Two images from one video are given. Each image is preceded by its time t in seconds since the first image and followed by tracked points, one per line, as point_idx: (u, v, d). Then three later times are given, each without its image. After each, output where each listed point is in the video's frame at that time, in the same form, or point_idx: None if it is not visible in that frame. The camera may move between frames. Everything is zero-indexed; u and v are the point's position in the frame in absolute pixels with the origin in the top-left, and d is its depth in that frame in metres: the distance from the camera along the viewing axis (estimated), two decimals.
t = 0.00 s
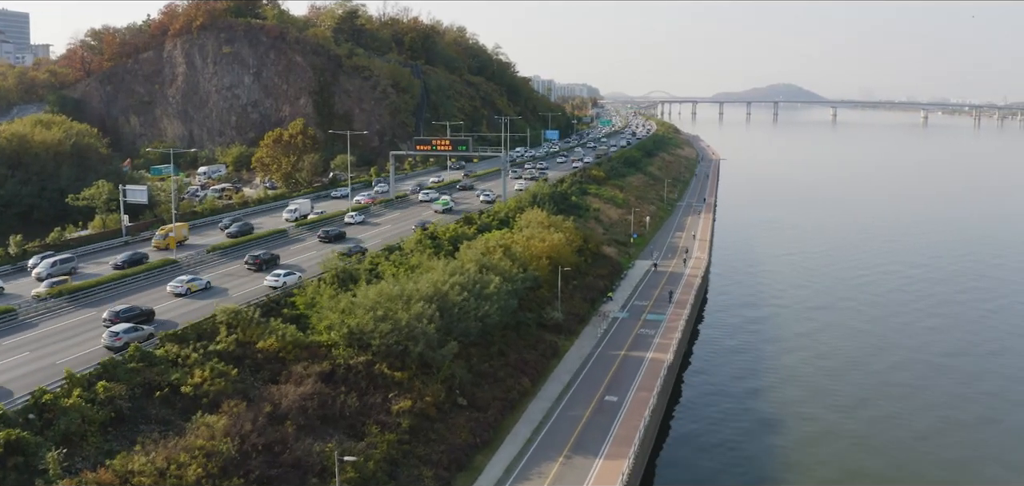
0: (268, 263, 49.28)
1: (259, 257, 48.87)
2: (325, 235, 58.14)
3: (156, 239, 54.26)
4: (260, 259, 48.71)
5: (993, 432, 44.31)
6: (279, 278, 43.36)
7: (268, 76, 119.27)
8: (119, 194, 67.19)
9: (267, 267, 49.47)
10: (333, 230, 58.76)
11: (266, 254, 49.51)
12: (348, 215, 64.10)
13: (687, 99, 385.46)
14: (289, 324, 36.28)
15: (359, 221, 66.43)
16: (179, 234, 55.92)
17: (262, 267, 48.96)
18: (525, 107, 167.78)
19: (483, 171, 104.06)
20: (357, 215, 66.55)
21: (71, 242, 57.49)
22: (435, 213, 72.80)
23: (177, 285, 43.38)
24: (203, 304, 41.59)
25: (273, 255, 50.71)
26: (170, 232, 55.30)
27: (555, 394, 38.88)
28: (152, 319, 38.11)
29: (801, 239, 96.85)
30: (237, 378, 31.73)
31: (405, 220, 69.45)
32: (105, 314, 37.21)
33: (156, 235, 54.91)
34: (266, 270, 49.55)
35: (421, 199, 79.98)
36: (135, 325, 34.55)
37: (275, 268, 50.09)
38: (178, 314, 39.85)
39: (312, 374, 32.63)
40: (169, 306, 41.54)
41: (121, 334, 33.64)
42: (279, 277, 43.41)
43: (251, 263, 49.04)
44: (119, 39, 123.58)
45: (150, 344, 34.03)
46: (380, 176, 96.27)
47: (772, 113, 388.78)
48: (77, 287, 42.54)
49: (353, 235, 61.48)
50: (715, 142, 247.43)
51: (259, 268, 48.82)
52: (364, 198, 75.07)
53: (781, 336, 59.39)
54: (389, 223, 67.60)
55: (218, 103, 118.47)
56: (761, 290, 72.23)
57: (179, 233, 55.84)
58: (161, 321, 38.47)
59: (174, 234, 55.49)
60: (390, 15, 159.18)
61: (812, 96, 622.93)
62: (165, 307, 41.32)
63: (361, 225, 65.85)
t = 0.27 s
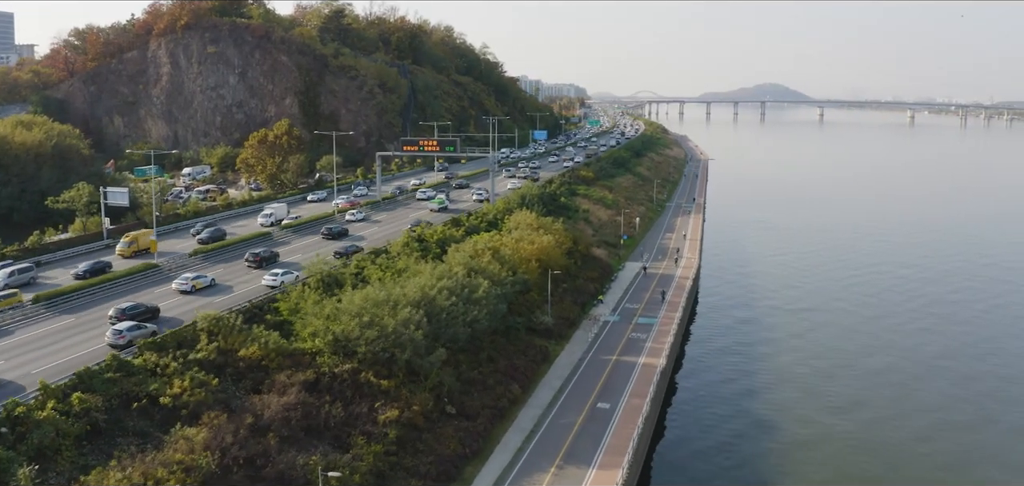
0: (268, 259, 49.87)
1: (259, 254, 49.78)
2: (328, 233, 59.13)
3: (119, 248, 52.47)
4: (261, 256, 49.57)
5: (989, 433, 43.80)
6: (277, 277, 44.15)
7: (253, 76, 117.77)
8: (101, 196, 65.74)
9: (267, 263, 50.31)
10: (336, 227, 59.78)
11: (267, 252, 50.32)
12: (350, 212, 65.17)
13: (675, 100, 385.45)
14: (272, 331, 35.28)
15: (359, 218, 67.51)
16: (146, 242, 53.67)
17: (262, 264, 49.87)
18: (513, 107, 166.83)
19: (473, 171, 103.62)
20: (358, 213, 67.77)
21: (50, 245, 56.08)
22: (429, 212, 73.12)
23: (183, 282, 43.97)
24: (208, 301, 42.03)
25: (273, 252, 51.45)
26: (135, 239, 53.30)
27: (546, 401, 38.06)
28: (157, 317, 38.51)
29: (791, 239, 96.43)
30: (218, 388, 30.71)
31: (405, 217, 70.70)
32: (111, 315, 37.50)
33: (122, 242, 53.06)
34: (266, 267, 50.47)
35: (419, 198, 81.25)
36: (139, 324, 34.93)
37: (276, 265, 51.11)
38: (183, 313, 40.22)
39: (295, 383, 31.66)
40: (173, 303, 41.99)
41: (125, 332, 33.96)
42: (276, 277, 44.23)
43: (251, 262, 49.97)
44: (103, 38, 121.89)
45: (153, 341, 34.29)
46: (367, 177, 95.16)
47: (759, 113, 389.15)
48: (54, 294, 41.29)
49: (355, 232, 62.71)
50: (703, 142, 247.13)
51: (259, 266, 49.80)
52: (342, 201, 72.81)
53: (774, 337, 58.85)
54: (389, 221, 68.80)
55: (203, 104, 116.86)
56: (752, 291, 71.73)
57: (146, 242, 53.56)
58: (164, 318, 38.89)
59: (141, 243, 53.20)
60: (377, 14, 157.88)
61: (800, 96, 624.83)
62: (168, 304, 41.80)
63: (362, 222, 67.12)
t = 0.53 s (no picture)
0: (268, 258, 51.03)
1: (259, 252, 50.77)
2: (330, 230, 60.98)
3: (82, 255, 50.31)
4: (261, 254, 50.68)
5: (984, 434, 43.47)
6: (275, 276, 44.82)
7: (239, 76, 116.37)
8: (82, 198, 64.38)
9: (268, 261, 51.26)
10: (339, 225, 61.63)
11: (268, 250, 51.36)
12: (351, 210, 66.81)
13: (664, 100, 385.18)
14: (256, 338, 34.29)
15: (359, 217, 69.39)
16: (109, 250, 51.79)
17: (263, 262, 50.91)
18: (501, 107, 165.92)
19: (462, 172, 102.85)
20: (359, 211, 69.59)
21: (31, 248, 54.81)
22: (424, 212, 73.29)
23: (188, 279, 44.77)
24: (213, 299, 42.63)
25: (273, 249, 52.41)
26: (97, 247, 51.06)
27: (537, 408, 37.27)
28: (162, 315, 39.08)
29: (781, 239, 96.02)
30: (199, 398, 29.72)
31: (404, 215, 72.03)
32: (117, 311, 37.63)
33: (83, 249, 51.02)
34: (267, 264, 51.53)
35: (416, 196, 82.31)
36: (142, 321, 34.87)
37: (277, 262, 52.24)
38: (190, 309, 40.82)
39: (279, 393, 30.72)
40: (180, 299, 42.65)
41: (129, 329, 33.99)
42: (275, 276, 44.80)
43: (252, 259, 50.91)
44: (87, 38, 120.20)
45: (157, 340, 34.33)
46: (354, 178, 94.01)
47: (747, 113, 389.49)
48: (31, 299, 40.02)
49: (357, 229, 64.37)
50: (691, 142, 246.80)
51: (260, 264, 50.82)
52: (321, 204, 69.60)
53: (766, 337, 58.47)
54: (389, 218, 70.33)
55: (188, 104, 115.31)
56: (743, 291, 71.34)
57: (109, 250, 51.67)
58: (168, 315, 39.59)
59: (104, 251, 51.28)
60: (364, 14, 156.56)
61: (786, 96, 627.22)
62: (173, 301, 42.51)
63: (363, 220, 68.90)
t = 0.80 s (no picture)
0: (269, 256, 51.54)
1: (260, 249, 51.30)
2: (333, 226, 61.78)
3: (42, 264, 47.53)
4: (263, 251, 51.19)
5: (981, 434, 43.08)
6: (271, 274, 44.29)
7: (225, 75, 115.05)
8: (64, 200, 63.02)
9: (269, 259, 51.78)
10: (342, 221, 62.48)
11: (268, 247, 51.85)
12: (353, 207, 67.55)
13: (652, 101, 385.17)
14: (238, 345, 33.35)
15: (359, 214, 69.79)
16: (72, 258, 48.98)
17: (265, 259, 51.38)
18: (489, 108, 165.10)
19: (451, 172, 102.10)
20: (359, 208, 70.34)
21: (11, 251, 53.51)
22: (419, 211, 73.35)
23: (193, 277, 45.02)
24: (217, 297, 42.81)
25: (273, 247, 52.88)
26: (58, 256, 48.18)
27: (528, 416, 36.49)
28: (169, 311, 39.42)
29: (772, 239, 95.70)
30: (179, 408, 28.73)
31: (402, 213, 72.23)
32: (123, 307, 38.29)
33: (43, 258, 48.18)
34: (269, 262, 51.95)
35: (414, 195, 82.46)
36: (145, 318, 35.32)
37: (277, 260, 52.66)
38: (195, 306, 41.01)
39: (262, 402, 29.86)
40: (185, 296, 42.92)
41: (132, 326, 34.32)
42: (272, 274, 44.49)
43: (253, 257, 51.34)
44: (71, 37, 118.53)
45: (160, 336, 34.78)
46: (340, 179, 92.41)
47: (735, 113, 390.01)
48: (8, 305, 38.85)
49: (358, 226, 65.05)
50: (680, 142, 246.50)
51: (262, 261, 51.26)
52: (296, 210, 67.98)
53: (759, 338, 58.01)
54: (389, 215, 70.91)
55: (173, 105, 113.75)
56: (735, 292, 70.88)
57: (72, 259, 48.89)
58: (174, 311, 39.83)
59: (66, 260, 48.46)
60: (352, 13, 155.37)
61: (774, 96, 629.08)
62: (180, 297, 42.75)
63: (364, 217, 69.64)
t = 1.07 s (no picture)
0: (269, 252, 51.69)
1: (260, 245, 51.40)
2: (335, 222, 62.12)
3: None
4: (263, 248, 51.31)
5: (978, 435, 42.67)
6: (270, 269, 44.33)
7: (210, 75, 113.73)
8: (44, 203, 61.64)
9: (270, 256, 51.93)
10: (343, 218, 62.81)
11: (268, 244, 52.02)
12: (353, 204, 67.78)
13: (640, 102, 384.89)
14: (221, 353, 32.41)
15: (359, 211, 69.91)
16: (32, 268, 46.55)
17: (266, 256, 51.53)
18: (477, 108, 164.21)
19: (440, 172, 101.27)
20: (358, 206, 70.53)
21: None
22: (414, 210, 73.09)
23: (198, 274, 45.34)
24: (221, 294, 42.97)
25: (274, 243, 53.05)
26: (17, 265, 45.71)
27: (519, 423, 35.73)
28: (175, 307, 39.74)
29: (762, 239, 95.43)
30: (159, 419, 27.80)
31: (397, 211, 71.97)
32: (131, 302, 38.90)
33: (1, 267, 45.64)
34: (271, 259, 52.22)
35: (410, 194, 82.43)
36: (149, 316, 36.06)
37: (278, 256, 52.77)
38: (201, 303, 41.33)
39: (245, 412, 29.00)
40: (191, 293, 43.19)
41: (136, 323, 35.17)
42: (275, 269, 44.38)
43: (253, 253, 51.44)
44: (54, 37, 116.87)
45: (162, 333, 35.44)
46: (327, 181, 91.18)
47: (723, 113, 390.35)
48: None
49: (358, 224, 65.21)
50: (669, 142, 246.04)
51: (263, 257, 51.32)
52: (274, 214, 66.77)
53: (752, 338, 57.58)
54: (389, 213, 71.14)
55: (158, 105, 112.34)
56: (727, 292, 70.47)
57: (32, 268, 46.45)
58: (179, 308, 40.10)
59: (26, 269, 45.99)
60: (339, 13, 154.14)
61: (762, 96, 630.14)
62: (184, 294, 43.00)
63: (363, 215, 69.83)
